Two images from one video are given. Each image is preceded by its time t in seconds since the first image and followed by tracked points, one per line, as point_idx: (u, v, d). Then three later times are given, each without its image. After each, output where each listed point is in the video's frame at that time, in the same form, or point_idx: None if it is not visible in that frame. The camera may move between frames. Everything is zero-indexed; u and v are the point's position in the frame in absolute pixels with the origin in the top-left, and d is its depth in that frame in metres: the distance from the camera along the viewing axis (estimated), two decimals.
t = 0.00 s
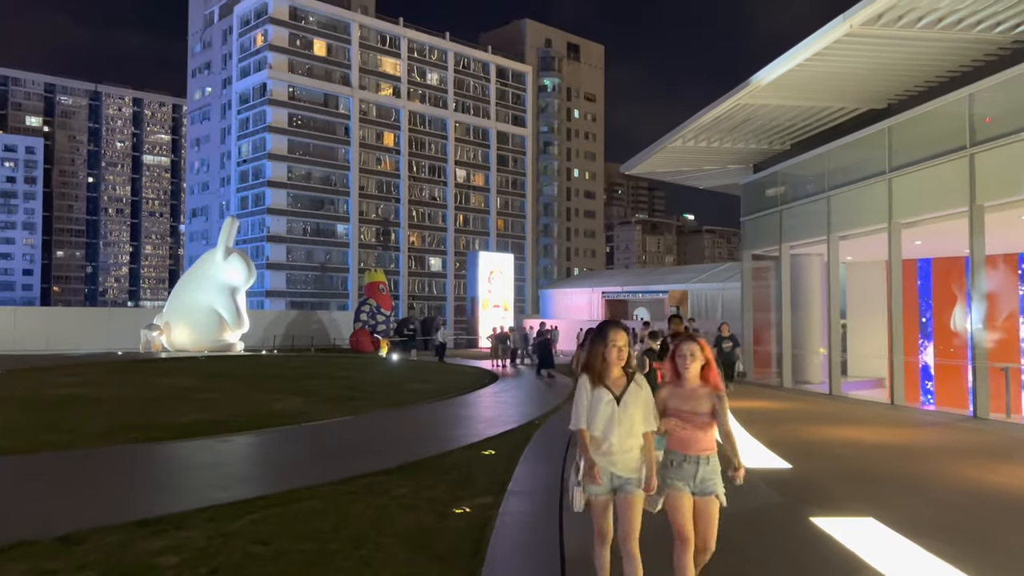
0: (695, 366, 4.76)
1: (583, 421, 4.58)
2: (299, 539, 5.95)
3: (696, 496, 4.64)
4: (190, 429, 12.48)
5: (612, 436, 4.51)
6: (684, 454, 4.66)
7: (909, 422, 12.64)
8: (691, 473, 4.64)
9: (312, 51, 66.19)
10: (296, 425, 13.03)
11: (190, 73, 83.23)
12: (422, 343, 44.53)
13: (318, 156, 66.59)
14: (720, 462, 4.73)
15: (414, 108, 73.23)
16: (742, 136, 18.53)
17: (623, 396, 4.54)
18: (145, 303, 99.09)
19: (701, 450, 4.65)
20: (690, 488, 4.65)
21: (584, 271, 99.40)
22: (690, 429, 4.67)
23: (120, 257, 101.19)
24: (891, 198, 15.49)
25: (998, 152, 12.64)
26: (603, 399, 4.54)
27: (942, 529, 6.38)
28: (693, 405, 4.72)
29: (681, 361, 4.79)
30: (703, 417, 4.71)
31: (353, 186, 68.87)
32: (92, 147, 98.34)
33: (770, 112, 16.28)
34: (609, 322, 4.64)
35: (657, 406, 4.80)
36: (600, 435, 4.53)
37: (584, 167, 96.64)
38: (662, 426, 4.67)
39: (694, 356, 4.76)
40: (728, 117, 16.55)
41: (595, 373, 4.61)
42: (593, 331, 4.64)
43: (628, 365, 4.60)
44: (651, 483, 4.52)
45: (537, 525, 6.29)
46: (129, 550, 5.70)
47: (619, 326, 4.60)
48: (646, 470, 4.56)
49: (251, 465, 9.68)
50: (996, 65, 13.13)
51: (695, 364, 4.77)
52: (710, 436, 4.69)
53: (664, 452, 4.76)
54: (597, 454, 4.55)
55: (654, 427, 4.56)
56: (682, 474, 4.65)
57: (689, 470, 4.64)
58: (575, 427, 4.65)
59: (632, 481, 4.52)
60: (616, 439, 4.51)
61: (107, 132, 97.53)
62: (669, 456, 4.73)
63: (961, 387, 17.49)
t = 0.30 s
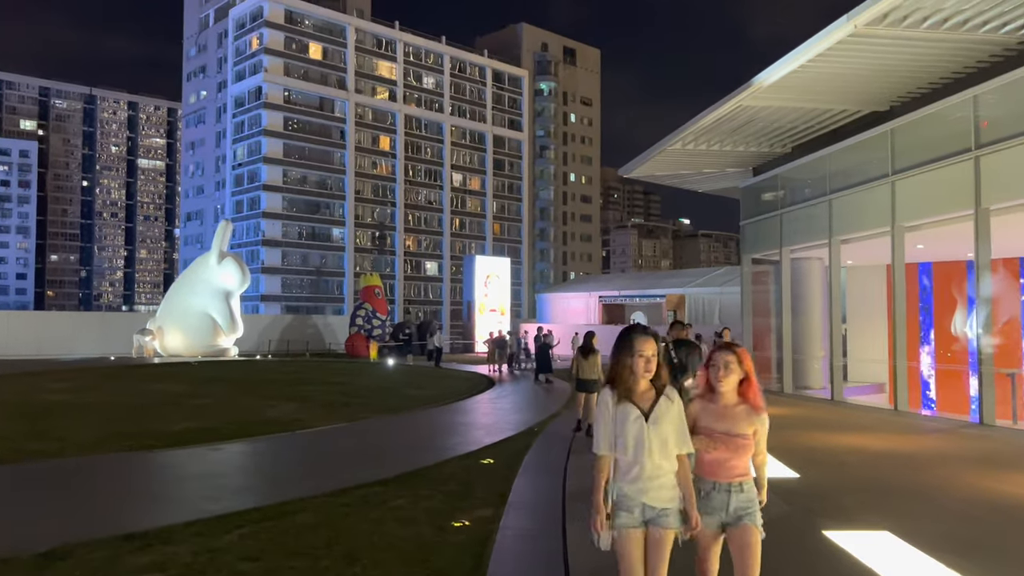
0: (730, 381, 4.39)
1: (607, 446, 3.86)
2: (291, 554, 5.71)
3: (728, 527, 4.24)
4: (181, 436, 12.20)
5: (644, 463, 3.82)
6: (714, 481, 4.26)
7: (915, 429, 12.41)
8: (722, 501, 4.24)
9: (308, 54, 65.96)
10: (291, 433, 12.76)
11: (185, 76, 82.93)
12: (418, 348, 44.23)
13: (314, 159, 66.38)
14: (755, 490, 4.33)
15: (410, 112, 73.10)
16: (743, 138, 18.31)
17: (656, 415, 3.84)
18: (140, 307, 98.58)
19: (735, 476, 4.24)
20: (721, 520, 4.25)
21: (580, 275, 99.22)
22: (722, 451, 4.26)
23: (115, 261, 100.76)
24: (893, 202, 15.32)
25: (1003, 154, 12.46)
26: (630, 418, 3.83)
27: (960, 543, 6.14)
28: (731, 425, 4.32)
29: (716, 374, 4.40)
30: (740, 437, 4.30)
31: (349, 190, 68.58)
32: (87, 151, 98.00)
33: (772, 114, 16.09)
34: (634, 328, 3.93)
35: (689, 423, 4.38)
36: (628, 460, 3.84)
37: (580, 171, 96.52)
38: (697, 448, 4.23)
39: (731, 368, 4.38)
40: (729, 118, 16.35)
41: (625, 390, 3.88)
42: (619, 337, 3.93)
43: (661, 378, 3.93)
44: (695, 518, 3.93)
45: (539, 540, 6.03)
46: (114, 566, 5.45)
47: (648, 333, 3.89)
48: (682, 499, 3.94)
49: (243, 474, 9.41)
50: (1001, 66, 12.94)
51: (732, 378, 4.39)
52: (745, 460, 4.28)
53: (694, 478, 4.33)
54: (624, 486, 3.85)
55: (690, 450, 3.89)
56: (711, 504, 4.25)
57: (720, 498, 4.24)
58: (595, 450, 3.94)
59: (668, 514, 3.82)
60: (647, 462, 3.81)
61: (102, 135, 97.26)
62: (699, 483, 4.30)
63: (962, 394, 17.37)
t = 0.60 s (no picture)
0: (780, 387, 3.83)
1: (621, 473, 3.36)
2: (280, 565, 5.44)
3: (785, 560, 3.68)
4: (172, 440, 11.93)
5: (676, 491, 3.29)
6: (766, 505, 3.71)
7: (920, 432, 12.18)
8: (779, 530, 3.68)
9: (304, 55, 65.64)
10: (284, 436, 12.48)
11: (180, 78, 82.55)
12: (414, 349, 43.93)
13: (309, 161, 66.12)
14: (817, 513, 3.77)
15: (406, 113, 72.89)
16: (743, 138, 18.15)
17: (689, 430, 3.32)
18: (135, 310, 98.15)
19: (791, 499, 3.69)
20: (778, 552, 3.68)
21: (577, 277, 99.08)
22: (776, 470, 3.71)
23: (110, 263, 100.35)
24: (896, 201, 15.10)
25: (1008, 153, 12.23)
26: (654, 438, 3.31)
27: (977, 553, 5.90)
28: (784, 435, 3.77)
29: (762, 377, 3.86)
30: (796, 451, 3.75)
31: (345, 191, 68.28)
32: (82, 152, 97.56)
33: (773, 112, 15.88)
34: (654, 329, 3.48)
35: (733, 436, 3.85)
36: (656, 492, 3.30)
37: (577, 173, 96.37)
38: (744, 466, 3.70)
39: (781, 369, 3.83)
40: (729, 117, 16.16)
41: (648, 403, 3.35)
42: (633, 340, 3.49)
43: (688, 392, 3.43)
44: (743, 550, 3.50)
45: (540, 548, 5.78)
46: None
47: (672, 337, 3.43)
48: (722, 527, 3.52)
49: (234, 480, 9.13)
50: (1006, 63, 12.73)
51: (783, 381, 3.82)
52: (803, 479, 3.73)
53: (739, 504, 3.79)
54: (652, 518, 3.31)
55: (730, 469, 3.41)
56: (766, 532, 3.70)
57: (775, 526, 3.68)
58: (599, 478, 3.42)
59: (700, 550, 3.32)
60: (679, 492, 3.28)
61: (97, 137, 96.88)
62: (747, 509, 3.76)
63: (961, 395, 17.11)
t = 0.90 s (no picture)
0: (848, 415, 3.33)
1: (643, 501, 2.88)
2: None
3: None
4: (162, 444, 11.66)
5: (706, 527, 2.85)
6: (837, 560, 3.21)
7: (926, 435, 11.93)
8: None
9: (300, 55, 65.36)
10: (277, 440, 12.21)
11: (176, 77, 82.14)
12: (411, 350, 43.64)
13: (305, 161, 65.84)
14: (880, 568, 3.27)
15: (403, 114, 72.70)
16: (743, 137, 17.94)
17: (725, 447, 2.89)
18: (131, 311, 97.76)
19: (866, 553, 3.20)
20: None
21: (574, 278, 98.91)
22: (847, 516, 3.21)
23: (106, 263, 99.93)
24: (900, 200, 14.85)
25: (1016, 150, 11.99)
26: (683, 457, 2.86)
27: (993, 563, 5.62)
28: (853, 477, 3.27)
29: (826, 401, 3.38)
30: (866, 491, 3.25)
31: (341, 192, 68.01)
32: (77, 153, 97.07)
33: (774, 110, 15.65)
34: (687, 321, 3.09)
35: (790, 472, 3.33)
36: (688, 532, 2.86)
37: (574, 173, 96.23)
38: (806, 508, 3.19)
39: (850, 393, 3.35)
40: (728, 116, 15.96)
41: (679, 414, 2.91)
42: (657, 334, 3.09)
43: (724, 401, 3.04)
44: None
45: (536, 561, 5.51)
46: None
47: (709, 332, 3.05)
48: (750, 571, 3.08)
49: (222, 486, 8.88)
50: (1012, 60, 12.51)
51: (852, 411, 3.33)
52: (876, 529, 3.24)
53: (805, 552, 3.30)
54: (675, 557, 2.84)
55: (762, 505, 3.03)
56: None
57: None
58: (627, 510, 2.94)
59: None
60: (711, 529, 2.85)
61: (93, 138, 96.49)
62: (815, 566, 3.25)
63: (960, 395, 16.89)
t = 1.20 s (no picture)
0: (977, 429, 3.09)
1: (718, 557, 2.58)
2: None
3: None
4: (151, 446, 11.39)
5: None
6: None
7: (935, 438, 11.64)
8: None
9: (296, 54, 65.03)
10: (271, 442, 11.95)
11: (172, 77, 81.81)
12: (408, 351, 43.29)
13: (302, 161, 65.51)
14: None
15: (400, 113, 72.34)
16: (744, 134, 17.73)
17: (813, 485, 2.65)
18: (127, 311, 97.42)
19: None
20: None
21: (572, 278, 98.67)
22: (970, 547, 2.94)
23: (102, 263, 99.60)
24: (904, 198, 14.66)
25: None
26: (768, 502, 2.58)
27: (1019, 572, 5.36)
28: (977, 501, 3.02)
29: (945, 408, 3.13)
30: (996, 520, 3.00)
31: (338, 192, 67.64)
32: (73, 152, 96.74)
33: (776, 106, 15.45)
34: (773, 330, 2.84)
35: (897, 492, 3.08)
36: None
37: (572, 173, 95.94)
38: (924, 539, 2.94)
39: (979, 400, 3.10)
40: (729, 112, 15.74)
41: (754, 444, 2.66)
42: (727, 345, 2.86)
43: (809, 426, 2.81)
44: None
45: (538, 570, 5.27)
46: None
47: (793, 343, 2.82)
48: None
49: (213, 490, 8.64)
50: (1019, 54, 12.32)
51: (982, 421, 3.09)
52: (1006, 561, 2.98)
53: None
54: None
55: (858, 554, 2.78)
56: None
57: None
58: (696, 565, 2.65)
59: None
60: None
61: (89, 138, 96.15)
62: None
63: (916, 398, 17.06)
